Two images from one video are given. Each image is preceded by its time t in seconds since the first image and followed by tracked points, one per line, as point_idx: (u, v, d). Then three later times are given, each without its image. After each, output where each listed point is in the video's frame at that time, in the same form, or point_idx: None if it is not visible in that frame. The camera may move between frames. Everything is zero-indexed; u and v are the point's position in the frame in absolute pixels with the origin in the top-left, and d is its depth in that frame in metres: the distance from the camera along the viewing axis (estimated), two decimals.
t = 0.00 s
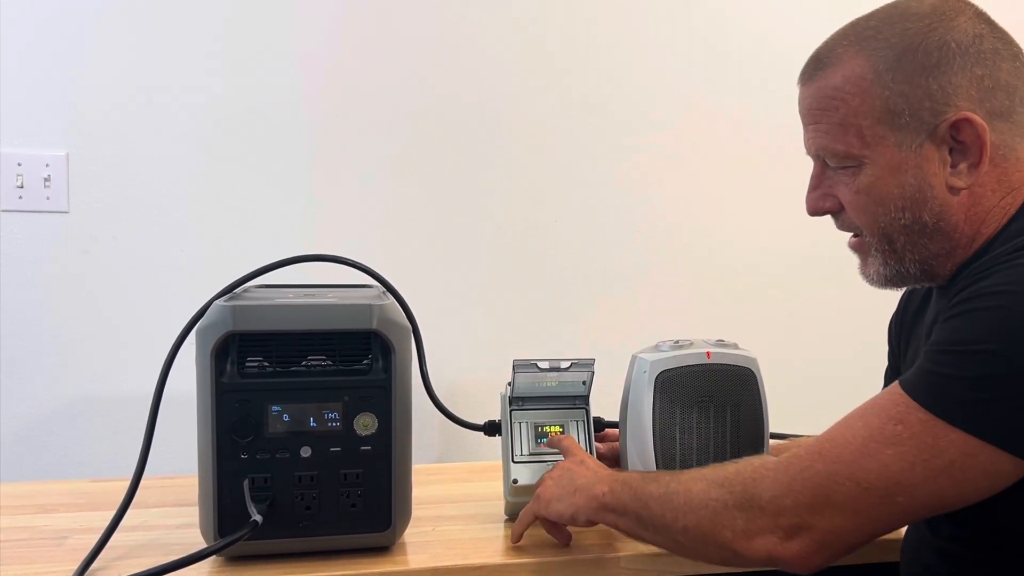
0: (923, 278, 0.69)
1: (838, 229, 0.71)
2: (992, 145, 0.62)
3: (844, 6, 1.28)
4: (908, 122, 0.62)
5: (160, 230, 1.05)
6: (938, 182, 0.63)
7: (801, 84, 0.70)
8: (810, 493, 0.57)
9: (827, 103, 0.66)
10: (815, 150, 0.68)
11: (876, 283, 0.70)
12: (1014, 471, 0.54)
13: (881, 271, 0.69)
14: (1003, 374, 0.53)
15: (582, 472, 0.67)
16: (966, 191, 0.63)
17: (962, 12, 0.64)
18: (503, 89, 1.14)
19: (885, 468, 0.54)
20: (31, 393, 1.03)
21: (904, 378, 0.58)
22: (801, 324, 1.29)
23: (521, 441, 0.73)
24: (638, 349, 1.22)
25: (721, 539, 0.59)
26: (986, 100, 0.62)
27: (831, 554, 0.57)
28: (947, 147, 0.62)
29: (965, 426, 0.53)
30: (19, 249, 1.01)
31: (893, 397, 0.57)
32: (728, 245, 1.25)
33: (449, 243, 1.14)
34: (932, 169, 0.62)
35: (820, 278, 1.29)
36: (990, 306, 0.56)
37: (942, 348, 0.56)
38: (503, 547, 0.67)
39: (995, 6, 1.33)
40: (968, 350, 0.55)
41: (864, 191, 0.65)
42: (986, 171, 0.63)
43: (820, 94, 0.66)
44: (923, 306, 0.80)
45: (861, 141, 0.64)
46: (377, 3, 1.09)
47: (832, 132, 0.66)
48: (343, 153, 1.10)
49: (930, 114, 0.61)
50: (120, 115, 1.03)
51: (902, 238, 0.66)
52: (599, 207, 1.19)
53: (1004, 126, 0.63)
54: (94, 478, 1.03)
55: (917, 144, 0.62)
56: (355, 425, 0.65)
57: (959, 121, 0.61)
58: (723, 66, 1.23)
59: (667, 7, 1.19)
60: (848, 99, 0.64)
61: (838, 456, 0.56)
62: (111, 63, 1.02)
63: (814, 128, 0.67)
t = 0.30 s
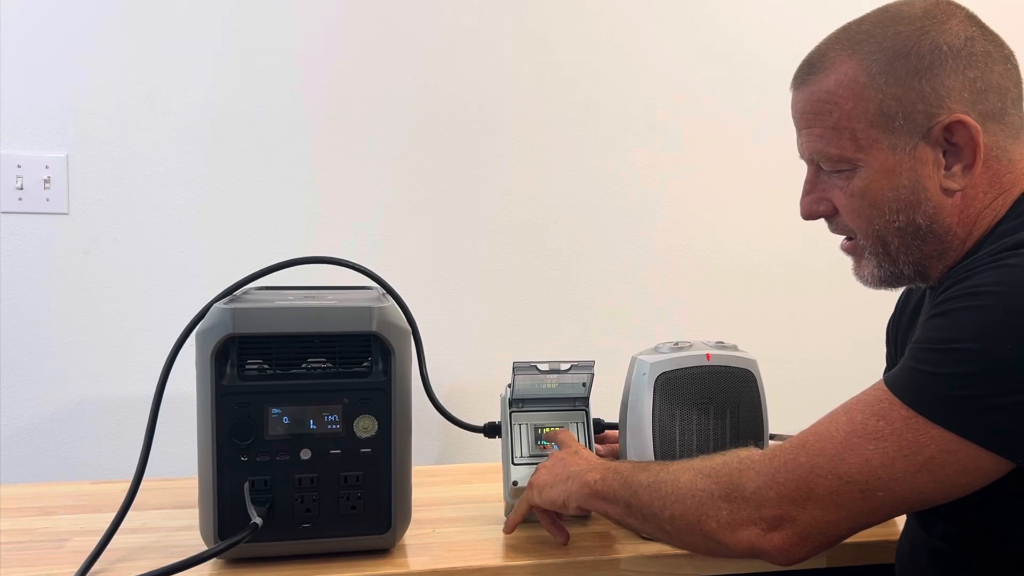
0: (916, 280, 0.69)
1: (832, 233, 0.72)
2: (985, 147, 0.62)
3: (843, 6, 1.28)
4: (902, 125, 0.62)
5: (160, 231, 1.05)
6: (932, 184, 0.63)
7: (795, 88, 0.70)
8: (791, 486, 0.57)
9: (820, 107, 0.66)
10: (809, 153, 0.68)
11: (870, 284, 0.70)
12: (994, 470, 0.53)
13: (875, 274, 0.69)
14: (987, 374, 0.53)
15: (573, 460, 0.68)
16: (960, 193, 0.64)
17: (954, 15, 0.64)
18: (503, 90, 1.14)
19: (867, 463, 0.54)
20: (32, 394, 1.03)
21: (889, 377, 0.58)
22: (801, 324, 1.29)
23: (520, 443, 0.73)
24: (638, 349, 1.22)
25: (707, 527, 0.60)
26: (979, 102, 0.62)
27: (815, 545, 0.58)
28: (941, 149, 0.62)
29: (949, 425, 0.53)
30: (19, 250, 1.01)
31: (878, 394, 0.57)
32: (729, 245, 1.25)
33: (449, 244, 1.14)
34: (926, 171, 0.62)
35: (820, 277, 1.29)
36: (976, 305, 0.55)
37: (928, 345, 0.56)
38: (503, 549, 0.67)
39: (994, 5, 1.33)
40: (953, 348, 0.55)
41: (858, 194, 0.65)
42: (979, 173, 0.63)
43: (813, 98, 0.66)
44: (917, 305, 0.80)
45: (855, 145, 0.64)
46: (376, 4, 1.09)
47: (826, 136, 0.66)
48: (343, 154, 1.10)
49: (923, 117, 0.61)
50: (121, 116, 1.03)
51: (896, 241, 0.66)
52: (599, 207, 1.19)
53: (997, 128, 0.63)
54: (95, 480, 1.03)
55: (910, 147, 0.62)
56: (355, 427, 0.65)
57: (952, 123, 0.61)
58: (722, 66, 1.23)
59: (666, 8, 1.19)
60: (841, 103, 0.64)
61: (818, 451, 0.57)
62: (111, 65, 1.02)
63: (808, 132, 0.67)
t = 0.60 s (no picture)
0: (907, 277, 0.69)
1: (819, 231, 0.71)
2: (977, 143, 0.62)
3: (842, 5, 1.28)
4: (893, 121, 0.62)
5: (159, 231, 1.05)
6: (924, 180, 0.63)
7: (786, 85, 0.69)
8: None
9: (813, 103, 0.65)
10: (800, 150, 0.68)
11: (854, 280, 0.70)
12: None
13: (860, 270, 0.69)
14: None
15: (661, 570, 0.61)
16: (952, 189, 0.64)
17: (945, 12, 0.64)
18: (503, 90, 1.14)
19: None
20: (31, 395, 1.02)
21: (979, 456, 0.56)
22: (801, 324, 1.29)
23: (520, 444, 0.73)
24: (638, 349, 1.21)
25: None
26: (971, 98, 0.62)
27: None
28: (933, 145, 0.63)
29: None
30: (18, 250, 1.01)
31: (987, 486, 0.55)
32: (729, 244, 1.24)
33: (449, 245, 1.14)
34: (919, 167, 0.63)
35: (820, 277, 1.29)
36: None
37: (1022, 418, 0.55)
38: (504, 549, 0.67)
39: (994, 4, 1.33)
40: None
41: (850, 190, 0.65)
42: (972, 169, 0.63)
43: (805, 94, 0.66)
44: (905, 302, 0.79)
45: (847, 141, 0.64)
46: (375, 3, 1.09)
47: (818, 132, 0.65)
48: (341, 153, 1.09)
49: (915, 113, 0.62)
50: (119, 116, 1.03)
51: (885, 238, 0.66)
52: (599, 207, 1.19)
53: (989, 124, 0.63)
54: (94, 481, 1.03)
55: (903, 143, 0.63)
56: (354, 428, 0.65)
57: (944, 118, 0.61)
58: (722, 65, 1.22)
59: (666, 7, 1.19)
60: (833, 99, 0.64)
61: (979, 563, 0.53)
62: (110, 65, 1.02)
63: (799, 128, 0.67)
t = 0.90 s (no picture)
0: (929, 274, 0.69)
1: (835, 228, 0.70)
2: (998, 142, 0.62)
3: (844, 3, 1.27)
4: (913, 117, 0.62)
5: (156, 229, 1.04)
6: (943, 177, 0.63)
7: (803, 80, 0.69)
8: None
9: (831, 98, 0.65)
10: (816, 145, 0.67)
11: (875, 278, 0.70)
12: None
13: (881, 268, 0.68)
14: None
15: None
16: (971, 188, 0.64)
17: (967, 8, 0.64)
18: (502, 88, 1.13)
19: None
20: (28, 393, 1.02)
21: None
22: (801, 323, 1.28)
23: (519, 442, 0.72)
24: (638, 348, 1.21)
25: None
26: (992, 96, 0.62)
27: None
28: (953, 142, 0.63)
29: None
30: (13, 248, 1.00)
31: None
32: (729, 242, 1.24)
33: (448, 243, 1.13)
34: (938, 165, 0.63)
35: (820, 275, 1.28)
36: None
37: None
38: (503, 548, 0.66)
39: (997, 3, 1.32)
40: None
41: (868, 187, 0.65)
42: (992, 168, 0.63)
43: (823, 89, 0.65)
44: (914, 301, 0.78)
45: (866, 137, 0.63)
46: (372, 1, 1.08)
47: (836, 128, 0.65)
48: (339, 152, 1.09)
49: (935, 109, 0.62)
50: (115, 114, 1.02)
51: (904, 235, 0.66)
52: (600, 205, 1.18)
53: (1011, 122, 0.63)
54: (91, 480, 1.02)
55: (922, 139, 0.62)
56: (352, 426, 0.64)
57: (965, 116, 0.62)
58: (722, 63, 1.22)
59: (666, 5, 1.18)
60: (852, 95, 0.64)
61: None
62: (107, 63, 1.01)
63: (817, 123, 0.66)
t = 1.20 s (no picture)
0: (954, 273, 0.68)
1: (856, 224, 0.70)
2: None
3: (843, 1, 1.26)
4: (941, 111, 0.61)
5: (150, 229, 1.04)
6: (969, 173, 0.63)
7: (828, 72, 0.68)
8: None
9: (858, 90, 0.64)
10: (840, 138, 0.66)
11: (898, 278, 0.69)
12: None
13: (905, 267, 0.68)
14: None
15: None
16: (998, 184, 0.63)
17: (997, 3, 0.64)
18: (499, 87, 1.13)
19: None
20: (21, 394, 1.01)
21: None
22: (800, 322, 1.27)
23: (513, 443, 0.71)
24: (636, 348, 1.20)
25: None
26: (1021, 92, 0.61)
27: None
28: (980, 137, 0.62)
29: None
30: (6, 247, 1.00)
31: None
32: (727, 242, 1.23)
33: (445, 243, 1.12)
34: (964, 160, 0.62)
35: (819, 275, 1.27)
36: None
37: None
38: (497, 550, 0.66)
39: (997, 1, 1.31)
40: None
41: (892, 182, 0.64)
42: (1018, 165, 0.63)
43: (850, 81, 0.65)
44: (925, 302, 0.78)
45: (893, 130, 0.63)
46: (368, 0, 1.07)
47: (862, 120, 0.64)
48: (335, 151, 1.08)
49: (964, 104, 0.61)
50: (108, 113, 1.01)
51: (928, 232, 0.65)
52: (598, 205, 1.17)
53: None
54: (85, 481, 1.02)
55: (949, 134, 0.62)
56: (344, 428, 0.63)
57: (993, 111, 0.61)
58: (720, 62, 1.21)
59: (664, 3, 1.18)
60: (880, 86, 0.63)
61: None
62: (100, 61, 1.01)
63: (842, 115, 0.66)
